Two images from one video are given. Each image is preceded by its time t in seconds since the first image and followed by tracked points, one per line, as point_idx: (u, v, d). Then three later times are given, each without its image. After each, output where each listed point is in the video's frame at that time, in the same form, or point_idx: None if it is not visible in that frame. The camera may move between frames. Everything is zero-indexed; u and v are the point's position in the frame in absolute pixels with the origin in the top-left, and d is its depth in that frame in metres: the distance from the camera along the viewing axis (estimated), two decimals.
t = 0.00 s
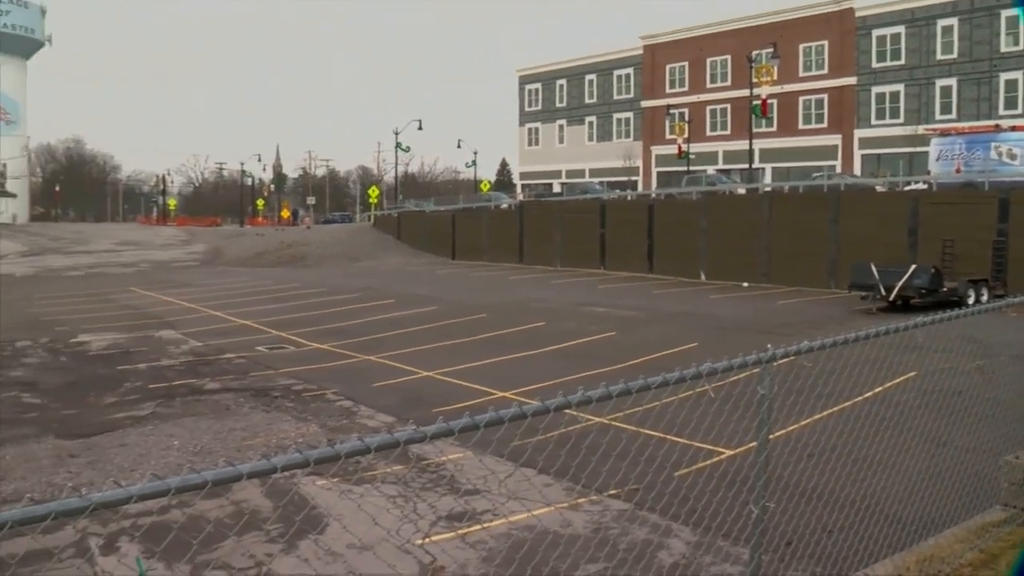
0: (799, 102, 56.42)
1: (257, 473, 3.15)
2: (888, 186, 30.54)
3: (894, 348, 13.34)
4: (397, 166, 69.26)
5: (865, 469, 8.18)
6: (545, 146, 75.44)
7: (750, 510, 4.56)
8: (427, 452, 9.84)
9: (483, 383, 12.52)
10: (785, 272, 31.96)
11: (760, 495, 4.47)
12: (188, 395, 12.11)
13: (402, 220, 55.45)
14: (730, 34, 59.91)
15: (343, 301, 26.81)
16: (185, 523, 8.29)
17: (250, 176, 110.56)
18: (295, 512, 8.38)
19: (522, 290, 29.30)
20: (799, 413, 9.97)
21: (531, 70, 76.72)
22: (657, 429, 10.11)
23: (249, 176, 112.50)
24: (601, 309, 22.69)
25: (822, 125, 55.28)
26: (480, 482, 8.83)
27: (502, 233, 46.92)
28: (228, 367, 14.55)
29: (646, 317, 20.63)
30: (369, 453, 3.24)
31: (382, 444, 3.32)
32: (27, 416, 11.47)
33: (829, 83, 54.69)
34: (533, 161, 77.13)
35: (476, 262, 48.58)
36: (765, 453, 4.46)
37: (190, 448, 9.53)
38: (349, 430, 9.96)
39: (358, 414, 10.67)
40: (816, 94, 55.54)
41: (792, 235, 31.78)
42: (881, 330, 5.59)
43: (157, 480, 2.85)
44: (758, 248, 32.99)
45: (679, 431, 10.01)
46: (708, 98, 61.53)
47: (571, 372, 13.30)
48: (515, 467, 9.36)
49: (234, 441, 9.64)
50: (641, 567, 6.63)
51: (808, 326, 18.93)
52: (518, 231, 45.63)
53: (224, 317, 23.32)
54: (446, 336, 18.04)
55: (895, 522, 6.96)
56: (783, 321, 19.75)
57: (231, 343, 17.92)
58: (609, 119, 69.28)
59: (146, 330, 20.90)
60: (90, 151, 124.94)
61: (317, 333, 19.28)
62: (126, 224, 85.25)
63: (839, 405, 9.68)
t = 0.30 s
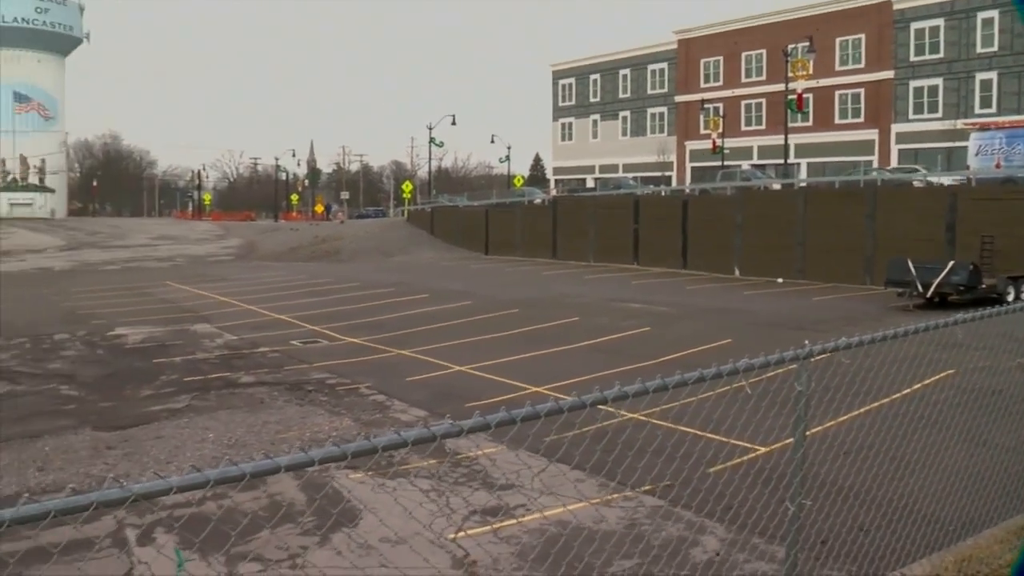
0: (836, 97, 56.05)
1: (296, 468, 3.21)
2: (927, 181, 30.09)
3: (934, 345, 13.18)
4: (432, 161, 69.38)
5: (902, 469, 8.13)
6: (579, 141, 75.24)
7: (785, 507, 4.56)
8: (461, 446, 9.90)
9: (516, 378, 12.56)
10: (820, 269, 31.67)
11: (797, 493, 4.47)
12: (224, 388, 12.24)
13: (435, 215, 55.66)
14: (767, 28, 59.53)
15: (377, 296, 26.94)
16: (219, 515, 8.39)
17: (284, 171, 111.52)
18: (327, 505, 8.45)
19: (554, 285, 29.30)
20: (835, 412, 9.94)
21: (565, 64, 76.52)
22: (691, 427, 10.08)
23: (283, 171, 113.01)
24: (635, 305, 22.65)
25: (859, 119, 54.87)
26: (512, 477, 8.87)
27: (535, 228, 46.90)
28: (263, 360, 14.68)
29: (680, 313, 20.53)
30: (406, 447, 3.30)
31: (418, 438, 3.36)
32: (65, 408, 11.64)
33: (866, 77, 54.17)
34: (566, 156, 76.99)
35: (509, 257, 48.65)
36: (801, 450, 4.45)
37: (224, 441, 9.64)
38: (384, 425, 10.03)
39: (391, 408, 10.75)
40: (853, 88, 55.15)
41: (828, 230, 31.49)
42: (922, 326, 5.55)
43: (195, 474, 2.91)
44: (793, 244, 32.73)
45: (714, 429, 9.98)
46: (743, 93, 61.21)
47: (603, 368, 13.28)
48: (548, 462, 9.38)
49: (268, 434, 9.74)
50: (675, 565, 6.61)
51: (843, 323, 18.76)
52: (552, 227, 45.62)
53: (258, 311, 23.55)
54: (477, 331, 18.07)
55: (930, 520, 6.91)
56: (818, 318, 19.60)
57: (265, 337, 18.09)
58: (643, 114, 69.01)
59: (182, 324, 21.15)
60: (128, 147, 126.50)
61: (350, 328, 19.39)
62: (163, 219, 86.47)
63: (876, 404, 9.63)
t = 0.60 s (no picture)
0: (864, 93, 55.75)
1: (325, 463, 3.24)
2: (956, 177, 29.77)
3: (966, 342, 13.08)
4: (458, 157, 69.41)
5: (930, 471, 8.09)
6: (605, 137, 75.02)
7: (814, 506, 4.57)
8: (488, 442, 9.95)
9: (543, 373, 12.61)
10: (847, 266, 31.44)
11: (826, 492, 4.51)
12: (251, 383, 12.34)
13: (462, 212, 55.78)
14: (795, 23, 59.16)
15: (403, 291, 27.05)
16: (246, 508, 8.47)
17: (310, 166, 112.06)
18: (354, 499, 8.51)
19: (580, 281, 29.30)
20: (861, 410, 9.91)
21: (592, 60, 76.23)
22: (717, 424, 10.08)
23: (310, 167, 113.32)
24: (661, 301, 22.61)
25: (888, 115, 54.52)
26: (537, 473, 8.92)
27: (562, 224, 46.88)
28: (289, 356, 14.77)
29: (707, 310, 20.44)
30: (435, 441, 3.33)
31: (447, 433, 3.38)
32: (95, 401, 11.79)
33: (895, 72, 53.83)
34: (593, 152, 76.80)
35: (535, 252, 48.66)
36: (829, 446, 4.44)
37: (251, 435, 9.71)
38: (410, 421, 10.09)
39: (417, 404, 10.84)
40: (882, 84, 54.80)
41: (856, 227, 31.23)
42: (954, 323, 5.48)
43: (227, 467, 2.96)
44: (821, 240, 32.50)
45: (740, 426, 9.97)
46: (770, 89, 60.98)
47: (627, 365, 13.28)
48: (573, 458, 9.40)
49: (294, 428, 9.81)
50: (702, 562, 6.63)
51: (871, 320, 18.64)
52: (578, 222, 45.61)
53: (284, 306, 23.70)
54: (502, 327, 18.10)
55: (958, 519, 6.88)
56: (845, 315, 19.48)
57: (291, 332, 18.21)
58: (670, 110, 68.76)
59: (209, 319, 21.34)
60: (156, 143, 127.46)
61: (375, 323, 19.49)
62: (193, 214, 87.34)
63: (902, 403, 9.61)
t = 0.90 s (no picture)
0: (882, 89, 55.51)
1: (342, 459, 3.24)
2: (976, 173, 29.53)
3: (985, 342, 12.99)
4: (474, 153, 69.36)
5: (947, 470, 8.04)
6: (621, 133, 74.85)
7: (830, 505, 4.53)
8: (503, 439, 9.96)
9: (558, 370, 12.61)
10: (865, 263, 31.26)
11: (842, 490, 4.49)
12: (267, 379, 12.40)
13: (478, 209, 55.81)
14: (812, 19, 58.81)
15: (419, 288, 27.11)
16: (262, 504, 8.52)
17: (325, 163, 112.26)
18: (369, 494, 8.53)
19: (596, 278, 29.26)
20: (877, 409, 9.86)
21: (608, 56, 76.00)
22: (733, 421, 10.08)
23: (325, 164, 113.43)
24: (676, 298, 22.58)
25: (906, 111, 54.25)
26: (553, 470, 8.93)
27: (578, 220, 46.84)
28: (305, 352, 14.83)
29: (723, 307, 20.38)
30: (453, 438, 3.33)
31: (465, 429, 3.38)
32: (113, 397, 11.87)
33: (913, 69, 53.60)
34: (609, 149, 76.64)
35: (551, 249, 48.61)
36: (847, 443, 4.42)
37: (268, 431, 9.76)
38: (426, 418, 10.11)
39: (433, 400, 10.86)
40: (900, 80, 54.53)
41: (873, 224, 31.05)
42: (976, 321, 5.46)
43: (245, 462, 2.96)
44: (838, 237, 32.32)
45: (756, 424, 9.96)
46: (787, 85, 60.82)
47: (641, 362, 13.26)
48: (587, 455, 9.40)
49: (310, 425, 9.85)
50: (717, 560, 6.62)
51: (888, 317, 18.54)
52: (594, 219, 45.57)
53: (299, 303, 23.80)
54: (516, 323, 18.12)
55: (975, 519, 6.82)
56: (862, 312, 19.39)
57: (307, 328, 18.28)
58: (687, 106, 68.57)
59: (225, 315, 21.45)
60: (172, 140, 128.04)
61: (390, 319, 19.54)
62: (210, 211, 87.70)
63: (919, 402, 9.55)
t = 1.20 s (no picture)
0: (888, 87, 55.39)
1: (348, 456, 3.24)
2: (982, 171, 29.47)
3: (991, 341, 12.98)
4: (479, 152, 69.33)
5: (954, 469, 8.02)
6: (625, 132, 74.79)
7: (835, 503, 4.52)
8: (508, 438, 9.96)
9: (564, 368, 12.62)
10: (870, 262, 31.19)
11: (848, 489, 4.47)
12: (272, 377, 12.42)
13: (483, 207, 55.83)
14: (817, 17, 58.67)
15: (423, 286, 27.12)
16: (267, 501, 8.53)
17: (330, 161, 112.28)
18: (374, 492, 8.53)
19: (601, 276, 29.24)
20: (883, 408, 9.85)
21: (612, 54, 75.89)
22: (739, 420, 10.08)
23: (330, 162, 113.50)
24: (680, 296, 22.58)
25: (912, 109, 54.14)
26: (558, 468, 8.94)
27: (583, 219, 46.83)
28: (310, 350, 14.85)
29: (727, 305, 20.36)
30: (459, 435, 3.32)
31: (472, 426, 3.38)
32: (118, 394, 11.90)
33: (919, 66, 53.49)
34: (613, 147, 76.54)
35: (556, 248, 48.60)
36: (852, 443, 4.41)
37: (273, 429, 9.77)
38: (431, 416, 10.12)
39: (438, 399, 10.88)
40: (906, 78, 54.38)
41: (879, 222, 30.98)
42: (983, 319, 5.45)
43: (251, 460, 2.95)
44: (845, 235, 32.24)
45: (762, 423, 9.96)
46: (793, 83, 60.75)
47: (645, 360, 13.25)
48: (592, 453, 9.39)
49: (316, 423, 9.87)
50: (722, 558, 6.62)
51: (893, 316, 18.53)
52: (599, 217, 45.53)
53: (304, 301, 23.82)
54: (521, 322, 18.13)
55: (981, 517, 6.81)
56: (867, 310, 19.37)
57: (311, 326, 18.31)
58: (692, 104, 68.42)
59: (230, 313, 21.47)
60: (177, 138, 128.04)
61: (394, 318, 19.56)
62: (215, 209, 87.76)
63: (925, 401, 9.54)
